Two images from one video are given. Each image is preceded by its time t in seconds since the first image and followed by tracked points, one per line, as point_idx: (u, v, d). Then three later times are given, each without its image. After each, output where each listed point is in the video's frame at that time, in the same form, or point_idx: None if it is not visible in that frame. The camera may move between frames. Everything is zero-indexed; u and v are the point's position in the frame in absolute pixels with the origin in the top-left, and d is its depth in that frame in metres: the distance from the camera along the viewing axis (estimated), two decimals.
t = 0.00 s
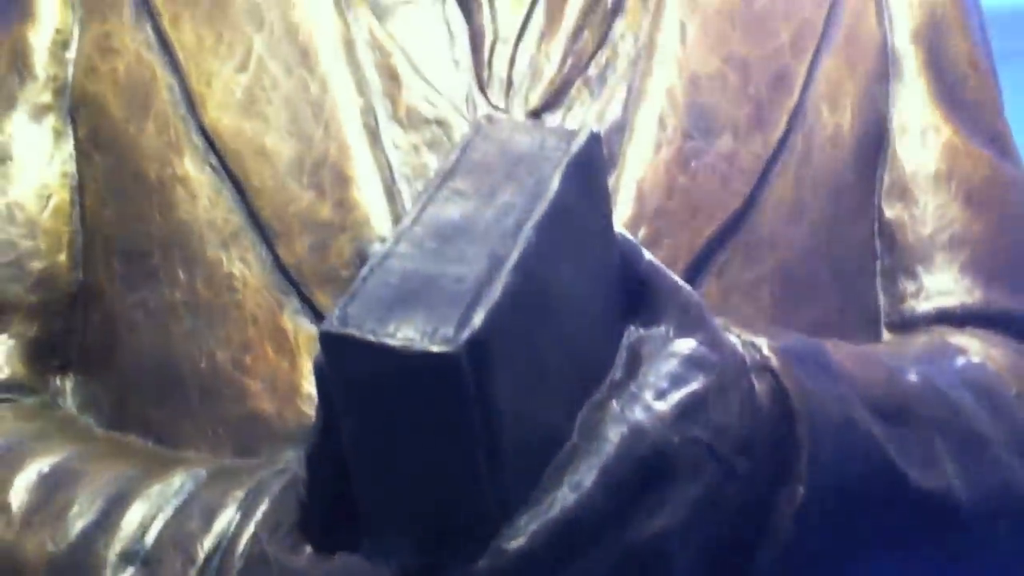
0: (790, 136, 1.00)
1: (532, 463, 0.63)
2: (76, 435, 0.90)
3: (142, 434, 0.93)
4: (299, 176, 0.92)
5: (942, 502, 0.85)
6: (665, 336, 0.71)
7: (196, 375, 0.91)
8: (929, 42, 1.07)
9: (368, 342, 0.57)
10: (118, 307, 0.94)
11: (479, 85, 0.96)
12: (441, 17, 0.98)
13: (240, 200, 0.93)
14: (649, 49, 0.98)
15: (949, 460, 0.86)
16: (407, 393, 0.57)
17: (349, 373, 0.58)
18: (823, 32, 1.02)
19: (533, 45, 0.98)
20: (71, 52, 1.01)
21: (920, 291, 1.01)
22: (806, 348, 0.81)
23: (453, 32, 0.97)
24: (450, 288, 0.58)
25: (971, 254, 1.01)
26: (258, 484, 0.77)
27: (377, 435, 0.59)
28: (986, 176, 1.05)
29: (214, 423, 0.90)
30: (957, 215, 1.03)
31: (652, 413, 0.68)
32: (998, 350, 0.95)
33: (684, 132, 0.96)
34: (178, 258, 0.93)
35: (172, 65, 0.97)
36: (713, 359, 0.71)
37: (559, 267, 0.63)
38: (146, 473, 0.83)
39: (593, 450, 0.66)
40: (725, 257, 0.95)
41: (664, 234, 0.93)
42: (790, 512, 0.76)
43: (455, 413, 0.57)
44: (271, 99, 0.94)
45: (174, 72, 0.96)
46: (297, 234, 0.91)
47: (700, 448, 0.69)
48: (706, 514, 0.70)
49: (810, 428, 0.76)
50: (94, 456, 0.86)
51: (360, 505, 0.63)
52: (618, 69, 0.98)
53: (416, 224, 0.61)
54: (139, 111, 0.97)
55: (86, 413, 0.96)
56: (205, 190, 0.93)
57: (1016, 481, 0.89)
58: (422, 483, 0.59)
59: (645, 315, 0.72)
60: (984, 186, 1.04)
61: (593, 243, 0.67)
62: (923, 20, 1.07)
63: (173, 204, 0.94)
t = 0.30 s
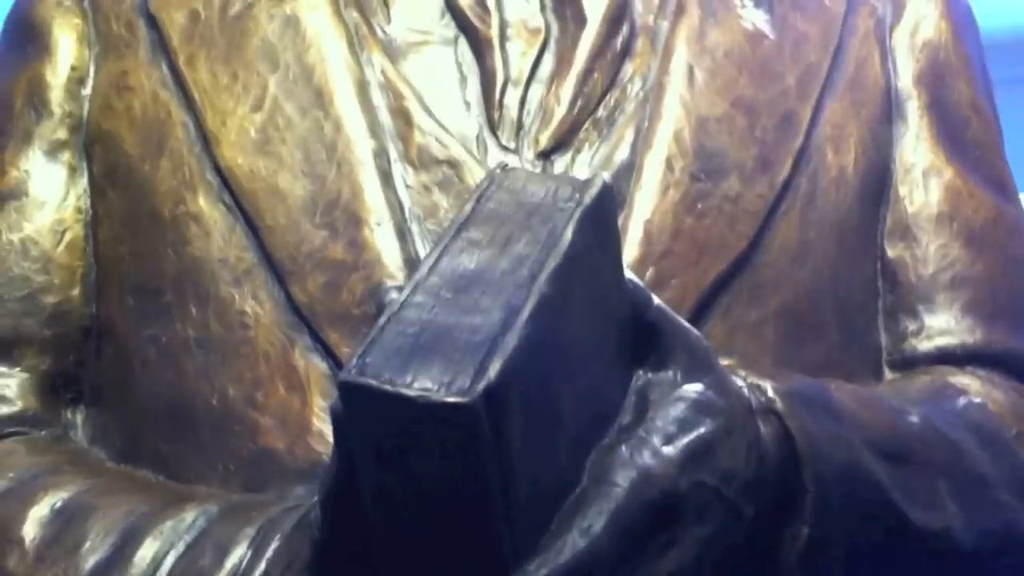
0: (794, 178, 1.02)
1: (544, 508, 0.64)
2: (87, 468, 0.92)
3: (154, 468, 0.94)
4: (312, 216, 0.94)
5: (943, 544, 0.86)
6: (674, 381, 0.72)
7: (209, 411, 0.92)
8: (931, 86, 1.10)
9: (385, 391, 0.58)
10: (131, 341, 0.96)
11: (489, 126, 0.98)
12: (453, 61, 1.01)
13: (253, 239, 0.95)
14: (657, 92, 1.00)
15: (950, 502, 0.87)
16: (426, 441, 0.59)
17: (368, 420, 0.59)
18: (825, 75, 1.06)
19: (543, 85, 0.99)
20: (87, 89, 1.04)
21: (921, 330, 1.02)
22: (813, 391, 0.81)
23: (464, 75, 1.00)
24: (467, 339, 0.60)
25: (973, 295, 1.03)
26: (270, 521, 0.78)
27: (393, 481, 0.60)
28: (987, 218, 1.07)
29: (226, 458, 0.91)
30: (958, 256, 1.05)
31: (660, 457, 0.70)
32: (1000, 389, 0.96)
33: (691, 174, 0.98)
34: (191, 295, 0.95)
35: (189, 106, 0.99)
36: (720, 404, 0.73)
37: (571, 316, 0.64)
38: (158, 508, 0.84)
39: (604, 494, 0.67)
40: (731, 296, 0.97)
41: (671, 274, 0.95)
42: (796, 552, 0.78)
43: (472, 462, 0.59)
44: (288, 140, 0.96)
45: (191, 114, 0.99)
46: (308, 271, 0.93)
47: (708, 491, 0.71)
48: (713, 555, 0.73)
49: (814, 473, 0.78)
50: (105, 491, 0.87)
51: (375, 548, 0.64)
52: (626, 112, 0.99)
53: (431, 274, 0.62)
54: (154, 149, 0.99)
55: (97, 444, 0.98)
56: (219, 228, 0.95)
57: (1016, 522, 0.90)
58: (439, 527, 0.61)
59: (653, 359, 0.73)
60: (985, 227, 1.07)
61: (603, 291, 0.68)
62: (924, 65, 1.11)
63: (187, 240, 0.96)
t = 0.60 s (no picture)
0: (803, 218, 1.02)
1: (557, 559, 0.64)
2: (94, 509, 0.94)
3: (163, 508, 0.95)
4: (322, 255, 0.94)
5: None
6: (685, 429, 0.73)
7: (218, 451, 0.93)
8: (937, 125, 1.11)
9: (399, 445, 0.58)
10: (140, 379, 0.97)
11: (499, 164, 0.99)
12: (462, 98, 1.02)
13: (264, 276, 0.95)
14: (667, 130, 1.00)
15: (959, 546, 0.87)
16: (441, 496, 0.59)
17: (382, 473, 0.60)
18: (834, 115, 1.06)
19: (553, 123, 1.00)
20: (99, 122, 1.04)
21: (929, 371, 1.03)
22: (821, 437, 0.82)
23: (475, 111, 1.01)
24: (480, 391, 0.60)
25: (981, 335, 1.04)
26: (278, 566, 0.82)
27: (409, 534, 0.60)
28: (995, 258, 1.07)
29: (235, 500, 0.92)
30: (966, 295, 1.05)
31: (672, 507, 0.70)
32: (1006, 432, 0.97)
33: (700, 214, 0.98)
34: (201, 333, 0.95)
35: (200, 141, 1.00)
36: (730, 451, 0.73)
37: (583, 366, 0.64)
38: (168, 551, 0.87)
39: (616, 545, 0.67)
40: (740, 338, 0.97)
41: (680, 316, 0.95)
42: None
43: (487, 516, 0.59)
44: (298, 177, 0.97)
45: (202, 149, 0.99)
46: (319, 310, 0.93)
47: (718, 540, 0.71)
48: None
49: (823, 519, 0.78)
50: (114, 534, 0.90)
51: None
52: (636, 150, 1.00)
53: (445, 324, 0.63)
54: (165, 184, 0.99)
55: (104, 484, 0.99)
56: (229, 264, 0.96)
57: None
58: None
59: (664, 407, 0.73)
60: (993, 266, 1.07)
61: (615, 339, 0.68)
62: (930, 103, 1.11)
63: (197, 277, 0.96)
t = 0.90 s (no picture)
0: (813, 259, 1.02)
1: None
2: (104, 549, 0.94)
3: (170, 547, 0.95)
4: (332, 296, 0.94)
5: None
6: (697, 480, 0.72)
7: (225, 492, 0.93)
8: (947, 165, 1.11)
9: (412, 504, 0.59)
10: (149, 417, 0.97)
11: (510, 205, 0.99)
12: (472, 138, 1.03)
13: (274, 315, 0.95)
14: (677, 171, 1.01)
15: None
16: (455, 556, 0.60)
17: (396, 530, 0.60)
18: (843, 155, 1.06)
19: (564, 164, 1.01)
20: (108, 160, 1.05)
21: (940, 414, 1.02)
22: (834, 485, 0.81)
23: (485, 151, 1.02)
24: (493, 448, 0.60)
25: (992, 377, 1.03)
26: None
27: None
28: (1006, 299, 1.07)
29: (243, 540, 0.91)
30: (978, 336, 1.05)
31: (684, 560, 0.71)
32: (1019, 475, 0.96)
33: (710, 256, 0.98)
34: (210, 372, 0.95)
35: (210, 180, 1.00)
36: (743, 501, 0.73)
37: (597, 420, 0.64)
38: None
39: None
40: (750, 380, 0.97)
41: (690, 360, 0.95)
42: None
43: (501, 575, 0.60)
44: (308, 217, 0.97)
45: (212, 188, 1.00)
46: (327, 350, 0.93)
47: None
48: None
49: (838, 567, 0.79)
50: None
51: None
52: (646, 190, 1.00)
53: (458, 378, 0.63)
54: (176, 223, 0.99)
55: (111, 521, 0.99)
56: (239, 304, 0.96)
57: None
58: None
59: (676, 457, 0.73)
60: (1005, 307, 1.07)
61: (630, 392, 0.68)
62: (938, 143, 1.11)
63: (206, 317, 0.96)
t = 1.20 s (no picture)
0: (823, 302, 1.02)
1: None
2: None
3: None
4: (340, 336, 0.93)
5: None
6: (712, 526, 0.72)
7: (232, 534, 0.92)
8: (956, 208, 1.11)
9: (432, 552, 0.59)
10: (155, 458, 0.96)
11: (519, 246, 0.99)
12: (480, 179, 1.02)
13: (281, 356, 0.94)
14: (686, 213, 1.01)
15: None
16: None
17: None
18: (853, 197, 1.07)
19: (572, 204, 1.01)
20: (116, 199, 1.04)
21: (952, 457, 1.03)
22: (848, 532, 0.80)
23: (493, 192, 1.02)
24: (513, 496, 0.61)
25: (1003, 421, 1.04)
26: None
27: None
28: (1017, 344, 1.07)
29: None
30: (990, 379, 1.05)
31: None
32: None
33: (721, 298, 0.97)
34: (217, 413, 0.94)
35: (218, 219, 1.00)
36: (758, 546, 0.73)
37: (616, 467, 0.65)
38: None
39: None
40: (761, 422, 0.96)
41: (702, 402, 0.94)
42: None
43: None
44: (317, 257, 0.96)
45: (219, 227, 0.99)
46: (335, 391, 0.92)
47: None
48: None
49: None
50: None
51: None
52: (655, 231, 1.00)
53: (475, 424, 0.64)
54: (182, 262, 0.99)
55: (118, 561, 0.99)
56: (246, 344, 0.95)
57: None
58: None
59: (691, 502, 0.72)
60: (1015, 351, 1.07)
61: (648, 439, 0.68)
62: (949, 185, 1.12)
63: (212, 357, 0.95)
